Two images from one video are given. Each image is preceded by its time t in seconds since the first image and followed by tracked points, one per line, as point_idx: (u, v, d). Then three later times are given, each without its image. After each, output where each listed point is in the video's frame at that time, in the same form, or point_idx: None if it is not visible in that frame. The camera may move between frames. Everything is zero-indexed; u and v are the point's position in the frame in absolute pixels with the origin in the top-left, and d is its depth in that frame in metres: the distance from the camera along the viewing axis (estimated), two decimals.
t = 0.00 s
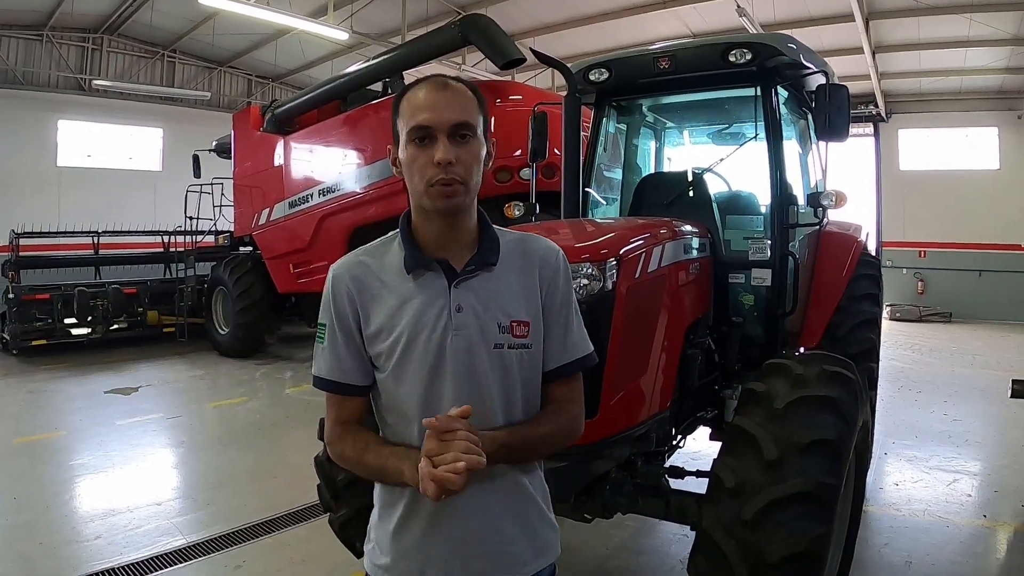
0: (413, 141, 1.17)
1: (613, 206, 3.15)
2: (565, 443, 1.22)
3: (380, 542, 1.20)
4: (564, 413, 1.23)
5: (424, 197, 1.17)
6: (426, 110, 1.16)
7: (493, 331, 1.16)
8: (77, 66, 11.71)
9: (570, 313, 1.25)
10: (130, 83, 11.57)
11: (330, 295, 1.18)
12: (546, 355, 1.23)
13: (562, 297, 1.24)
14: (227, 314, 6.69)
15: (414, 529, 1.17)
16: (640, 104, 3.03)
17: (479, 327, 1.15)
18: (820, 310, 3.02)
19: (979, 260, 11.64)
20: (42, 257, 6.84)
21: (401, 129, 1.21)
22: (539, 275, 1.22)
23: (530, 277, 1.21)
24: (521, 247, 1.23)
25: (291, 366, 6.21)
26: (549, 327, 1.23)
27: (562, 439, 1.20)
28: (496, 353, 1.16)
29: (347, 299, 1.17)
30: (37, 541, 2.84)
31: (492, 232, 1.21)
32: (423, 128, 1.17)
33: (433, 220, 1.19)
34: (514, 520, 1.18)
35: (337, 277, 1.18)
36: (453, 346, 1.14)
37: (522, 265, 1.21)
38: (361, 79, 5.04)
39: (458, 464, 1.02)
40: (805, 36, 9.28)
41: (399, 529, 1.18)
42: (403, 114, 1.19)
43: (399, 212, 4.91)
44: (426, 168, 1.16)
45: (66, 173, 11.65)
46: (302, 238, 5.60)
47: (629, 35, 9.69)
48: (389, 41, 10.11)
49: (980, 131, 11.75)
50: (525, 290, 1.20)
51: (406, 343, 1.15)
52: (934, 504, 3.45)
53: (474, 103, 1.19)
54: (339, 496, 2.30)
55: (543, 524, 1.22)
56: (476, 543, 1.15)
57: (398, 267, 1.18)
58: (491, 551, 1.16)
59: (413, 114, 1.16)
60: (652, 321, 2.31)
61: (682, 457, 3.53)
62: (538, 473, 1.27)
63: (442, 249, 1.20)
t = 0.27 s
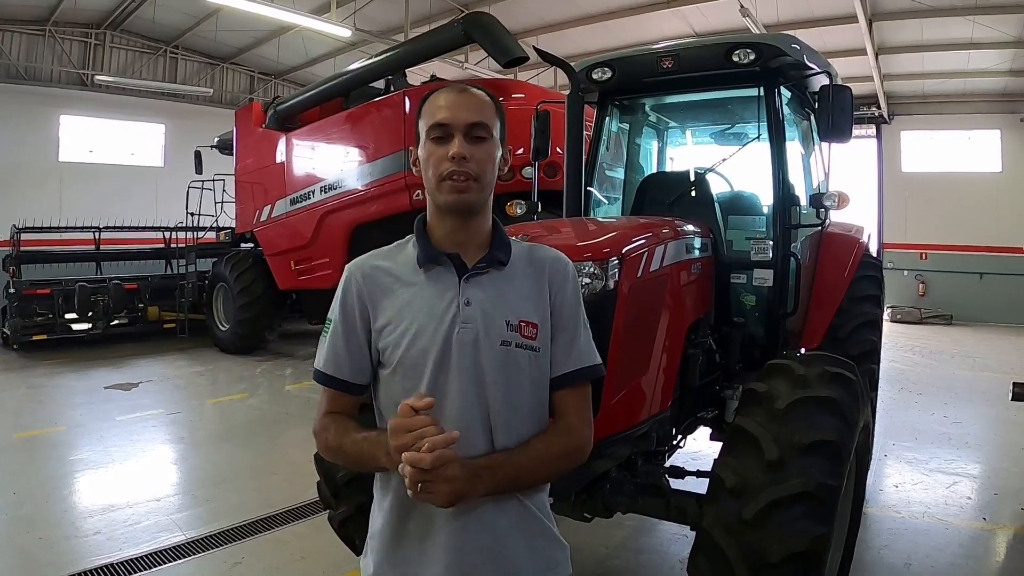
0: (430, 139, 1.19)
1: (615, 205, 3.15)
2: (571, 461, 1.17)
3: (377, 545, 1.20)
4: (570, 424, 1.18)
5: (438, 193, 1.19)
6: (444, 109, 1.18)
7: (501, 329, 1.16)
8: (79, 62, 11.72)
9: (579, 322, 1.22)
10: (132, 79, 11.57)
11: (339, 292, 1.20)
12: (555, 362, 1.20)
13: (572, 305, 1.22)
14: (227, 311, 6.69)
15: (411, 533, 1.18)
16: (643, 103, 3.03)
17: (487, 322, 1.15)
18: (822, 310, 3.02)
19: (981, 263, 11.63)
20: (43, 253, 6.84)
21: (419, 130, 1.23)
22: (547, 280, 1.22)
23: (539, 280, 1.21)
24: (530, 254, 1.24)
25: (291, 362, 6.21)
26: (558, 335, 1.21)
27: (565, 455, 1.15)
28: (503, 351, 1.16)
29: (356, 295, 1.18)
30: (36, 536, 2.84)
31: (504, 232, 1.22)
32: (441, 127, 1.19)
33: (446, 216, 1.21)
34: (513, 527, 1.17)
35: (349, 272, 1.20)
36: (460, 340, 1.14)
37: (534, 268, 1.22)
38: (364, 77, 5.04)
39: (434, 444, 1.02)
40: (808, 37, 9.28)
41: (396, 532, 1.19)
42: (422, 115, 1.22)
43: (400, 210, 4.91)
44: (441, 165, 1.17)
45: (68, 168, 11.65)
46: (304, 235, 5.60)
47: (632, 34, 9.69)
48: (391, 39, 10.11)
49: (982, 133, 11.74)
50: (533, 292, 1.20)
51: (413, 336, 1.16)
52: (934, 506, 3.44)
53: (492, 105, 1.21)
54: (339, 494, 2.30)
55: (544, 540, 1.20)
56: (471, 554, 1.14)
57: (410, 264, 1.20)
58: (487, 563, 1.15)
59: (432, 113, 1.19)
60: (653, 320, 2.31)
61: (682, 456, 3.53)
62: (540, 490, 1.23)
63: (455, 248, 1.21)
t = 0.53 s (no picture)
0: (450, 140, 1.21)
1: (617, 204, 3.14)
2: (582, 467, 1.18)
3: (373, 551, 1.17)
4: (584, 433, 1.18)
5: (454, 193, 1.19)
6: (465, 112, 1.20)
7: (513, 330, 1.16)
8: (82, 57, 11.71)
9: (591, 333, 1.23)
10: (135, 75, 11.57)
11: (346, 288, 1.19)
12: (566, 369, 1.21)
13: (583, 317, 1.23)
14: (228, 307, 6.69)
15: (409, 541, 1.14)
16: (646, 103, 3.03)
17: (498, 324, 1.15)
18: (823, 311, 3.02)
19: (982, 265, 11.63)
20: (44, 248, 6.84)
21: (439, 132, 1.25)
22: (558, 289, 1.23)
23: (551, 287, 1.22)
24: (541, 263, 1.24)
25: (292, 359, 6.21)
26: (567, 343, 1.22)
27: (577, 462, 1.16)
28: (513, 352, 1.16)
29: (364, 291, 1.18)
30: (36, 531, 2.84)
31: (516, 238, 1.23)
32: (461, 129, 1.20)
33: (460, 218, 1.21)
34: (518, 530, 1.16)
35: (356, 270, 1.20)
36: (470, 339, 1.14)
37: (545, 275, 1.23)
38: (366, 74, 5.04)
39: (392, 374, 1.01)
40: (810, 38, 9.28)
41: (394, 538, 1.15)
42: (443, 118, 1.23)
43: (401, 208, 4.91)
44: (460, 165, 1.18)
45: (70, 164, 11.65)
46: (305, 232, 5.60)
47: (634, 34, 9.68)
48: (394, 36, 10.10)
49: (984, 135, 11.74)
50: (544, 297, 1.20)
51: (421, 335, 1.14)
52: (933, 508, 3.44)
53: (512, 112, 1.22)
54: (339, 491, 2.30)
55: (546, 550, 1.18)
56: (475, 562, 1.12)
57: (422, 263, 1.20)
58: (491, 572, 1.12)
59: (452, 115, 1.20)
60: (654, 320, 2.31)
61: (682, 456, 3.53)
62: (547, 499, 1.22)
63: (467, 250, 1.22)
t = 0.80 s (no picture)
0: (458, 132, 1.20)
1: (616, 202, 3.14)
2: (593, 460, 1.21)
3: (369, 542, 1.14)
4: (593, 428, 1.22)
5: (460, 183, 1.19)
6: (474, 104, 1.20)
7: (517, 320, 1.16)
8: (80, 55, 11.69)
9: (596, 330, 1.26)
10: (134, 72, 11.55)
11: (347, 269, 1.16)
12: (572, 365, 1.24)
13: (589, 314, 1.26)
14: (227, 305, 6.69)
15: (409, 533, 1.12)
16: (644, 100, 3.02)
17: (502, 315, 1.15)
18: (822, 308, 3.02)
19: (981, 264, 11.63)
20: (43, 245, 6.83)
21: (448, 123, 1.24)
22: (563, 282, 1.24)
23: (557, 281, 1.23)
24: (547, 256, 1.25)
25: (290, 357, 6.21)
26: (571, 338, 1.25)
27: (586, 454, 1.18)
28: (516, 343, 1.15)
29: (365, 274, 1.15)
30: (35, 528, 2.84)
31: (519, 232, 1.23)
32: (470, 120, 1.20)
33: (466, 209, 1.20)
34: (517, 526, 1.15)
35: (358, 254, 1.18)
36: (473, 328, 1.13)
37: (548, 268, 1.23)
38: (365, 72, 5.03)
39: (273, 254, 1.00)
40: (810, 36, 9.27)
41: (389, 530, 1.13)
42: (452, 110, 1.23)
43: (400, 205, 4.91)
44: (467, 156, 1.18)
45: (68, 161, 11.64)
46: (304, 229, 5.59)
47: (634, 31, 9.66)
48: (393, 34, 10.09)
49: (984, 134, 11.74)
50: (549, 290, 1.21)
51: (424, 322, 1.13)
52: (931, 506, 3.45)
53: (520, 106, 1.22)
54: (338, 488, 2.30)
55: (547, 542, 1.18)
56: (473, 557, 1.11)
57: (427, 251, 1.19)
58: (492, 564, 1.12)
59: (461, 107, 1.20)
60: (652, 317, 2.31)
61: (681, 454, 3.53)
62: (549, 492, 1.22)
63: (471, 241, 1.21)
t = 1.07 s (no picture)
0: (455, 134, 1.21)
1: (611, 202, 3.15)
2: (586, 467, 1.22)
3: (358, 546, 1.14)
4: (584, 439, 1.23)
5: (456, 186, 1.19)
6: (472, 108, 1.20)
7: (510, 328, 1.16)
8: (75, 55, 11.67)
9: (590, 338, 1.27)
10: (129, 72, 11.53)
11: (341, 273, 1.16)
12: (565, 373, 1.24)
13: (583, 322, 1.27)
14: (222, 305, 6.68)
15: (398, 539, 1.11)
16: (639, 101, 3.03)
17: (495, 321, 1.15)
18: (816, 309, 3.03)
19: (975, 264, 11.66)
20: (38, 246, 6.82)
21: (446, 126, 1.25)
22: (558, 288, 1.25)
23: (551, 288, 1.24)
24: (541, 263, 1.26)
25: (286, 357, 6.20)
26: (564, 345, 1.25)
27: (580, 462, 1.19)
28: (508, 349, 1.16)
29: (359, 277, 1.15)
30: (29, 529, 2.83)
31: (514, 236, 1.23)
32: (468, 124, 1.20)
33: (461, 211, 1.20)
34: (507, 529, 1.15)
35: (352, 259, 1.18)
36: (466, 334, 1.13)
37: (542, 275, 1.24)
38: (360, 72, 5.03)
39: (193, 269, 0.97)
40: (804, 37, 9.29)
41: (380, 533, 1.12)
42: (451, 113, 1.23)
43: (396, 206, 4.90)
44: (463, 159, 1.18)
45: (63, 162, 11.63)
46: (299, 230, 5.59)
47: (629, 32, 9.67)
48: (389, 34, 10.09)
49: (979, 134, 11.77)
50: (543, 297, 1.22)
51: (418, 328, 1.13)
52: (926, 506, 3.46)
53: (519, 112, 1.23)
54: (332, 489, 2.30)
55: (538, 549, 1.18)
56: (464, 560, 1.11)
57: (421, 256, 1.19)
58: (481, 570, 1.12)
59: (460, 110, 1.21)
60: (646, 318, 2.31)
61: (676, 454, 3.54)
62: (539, 496, 1.22)
63: (466, 245, 1.21)
